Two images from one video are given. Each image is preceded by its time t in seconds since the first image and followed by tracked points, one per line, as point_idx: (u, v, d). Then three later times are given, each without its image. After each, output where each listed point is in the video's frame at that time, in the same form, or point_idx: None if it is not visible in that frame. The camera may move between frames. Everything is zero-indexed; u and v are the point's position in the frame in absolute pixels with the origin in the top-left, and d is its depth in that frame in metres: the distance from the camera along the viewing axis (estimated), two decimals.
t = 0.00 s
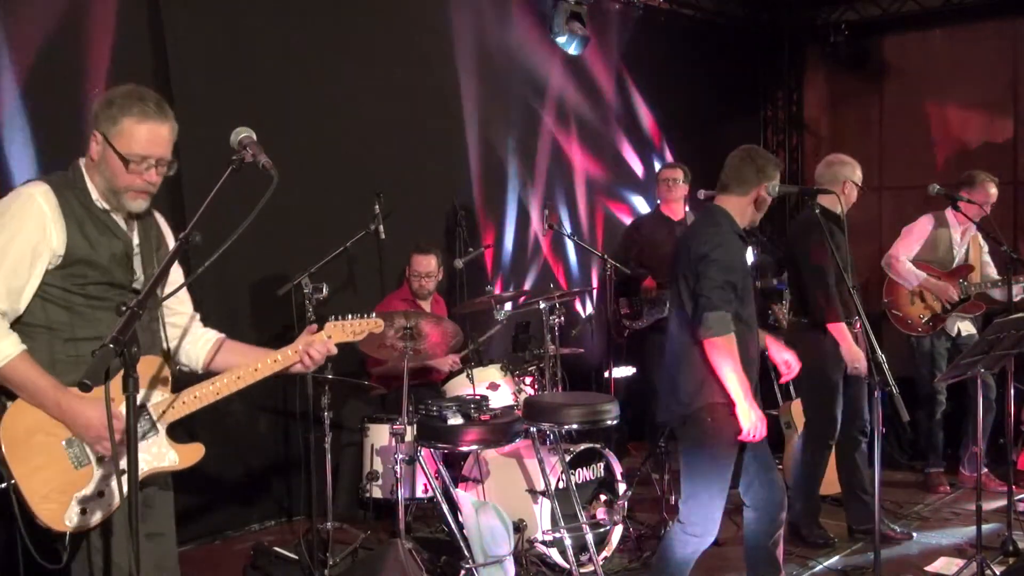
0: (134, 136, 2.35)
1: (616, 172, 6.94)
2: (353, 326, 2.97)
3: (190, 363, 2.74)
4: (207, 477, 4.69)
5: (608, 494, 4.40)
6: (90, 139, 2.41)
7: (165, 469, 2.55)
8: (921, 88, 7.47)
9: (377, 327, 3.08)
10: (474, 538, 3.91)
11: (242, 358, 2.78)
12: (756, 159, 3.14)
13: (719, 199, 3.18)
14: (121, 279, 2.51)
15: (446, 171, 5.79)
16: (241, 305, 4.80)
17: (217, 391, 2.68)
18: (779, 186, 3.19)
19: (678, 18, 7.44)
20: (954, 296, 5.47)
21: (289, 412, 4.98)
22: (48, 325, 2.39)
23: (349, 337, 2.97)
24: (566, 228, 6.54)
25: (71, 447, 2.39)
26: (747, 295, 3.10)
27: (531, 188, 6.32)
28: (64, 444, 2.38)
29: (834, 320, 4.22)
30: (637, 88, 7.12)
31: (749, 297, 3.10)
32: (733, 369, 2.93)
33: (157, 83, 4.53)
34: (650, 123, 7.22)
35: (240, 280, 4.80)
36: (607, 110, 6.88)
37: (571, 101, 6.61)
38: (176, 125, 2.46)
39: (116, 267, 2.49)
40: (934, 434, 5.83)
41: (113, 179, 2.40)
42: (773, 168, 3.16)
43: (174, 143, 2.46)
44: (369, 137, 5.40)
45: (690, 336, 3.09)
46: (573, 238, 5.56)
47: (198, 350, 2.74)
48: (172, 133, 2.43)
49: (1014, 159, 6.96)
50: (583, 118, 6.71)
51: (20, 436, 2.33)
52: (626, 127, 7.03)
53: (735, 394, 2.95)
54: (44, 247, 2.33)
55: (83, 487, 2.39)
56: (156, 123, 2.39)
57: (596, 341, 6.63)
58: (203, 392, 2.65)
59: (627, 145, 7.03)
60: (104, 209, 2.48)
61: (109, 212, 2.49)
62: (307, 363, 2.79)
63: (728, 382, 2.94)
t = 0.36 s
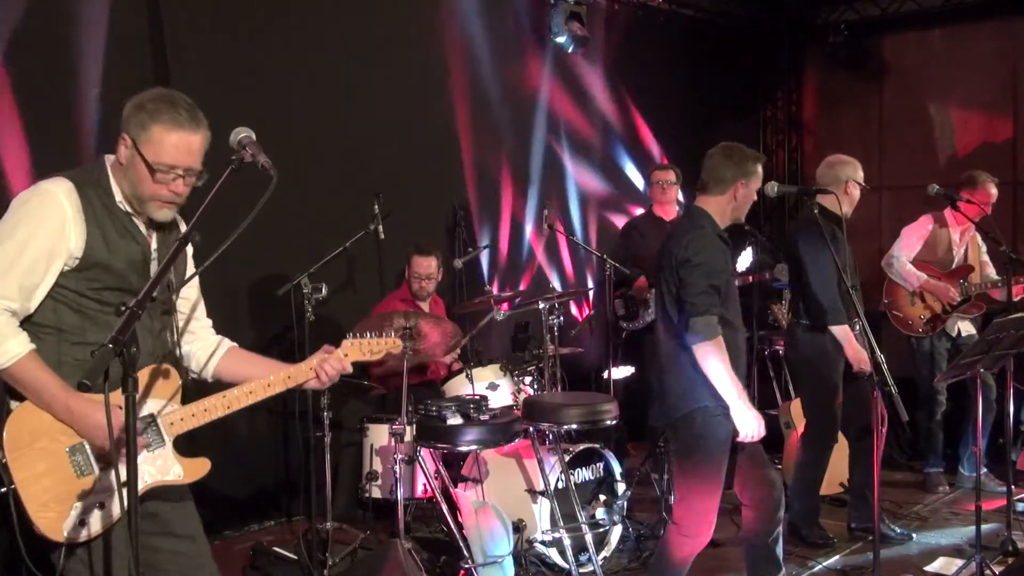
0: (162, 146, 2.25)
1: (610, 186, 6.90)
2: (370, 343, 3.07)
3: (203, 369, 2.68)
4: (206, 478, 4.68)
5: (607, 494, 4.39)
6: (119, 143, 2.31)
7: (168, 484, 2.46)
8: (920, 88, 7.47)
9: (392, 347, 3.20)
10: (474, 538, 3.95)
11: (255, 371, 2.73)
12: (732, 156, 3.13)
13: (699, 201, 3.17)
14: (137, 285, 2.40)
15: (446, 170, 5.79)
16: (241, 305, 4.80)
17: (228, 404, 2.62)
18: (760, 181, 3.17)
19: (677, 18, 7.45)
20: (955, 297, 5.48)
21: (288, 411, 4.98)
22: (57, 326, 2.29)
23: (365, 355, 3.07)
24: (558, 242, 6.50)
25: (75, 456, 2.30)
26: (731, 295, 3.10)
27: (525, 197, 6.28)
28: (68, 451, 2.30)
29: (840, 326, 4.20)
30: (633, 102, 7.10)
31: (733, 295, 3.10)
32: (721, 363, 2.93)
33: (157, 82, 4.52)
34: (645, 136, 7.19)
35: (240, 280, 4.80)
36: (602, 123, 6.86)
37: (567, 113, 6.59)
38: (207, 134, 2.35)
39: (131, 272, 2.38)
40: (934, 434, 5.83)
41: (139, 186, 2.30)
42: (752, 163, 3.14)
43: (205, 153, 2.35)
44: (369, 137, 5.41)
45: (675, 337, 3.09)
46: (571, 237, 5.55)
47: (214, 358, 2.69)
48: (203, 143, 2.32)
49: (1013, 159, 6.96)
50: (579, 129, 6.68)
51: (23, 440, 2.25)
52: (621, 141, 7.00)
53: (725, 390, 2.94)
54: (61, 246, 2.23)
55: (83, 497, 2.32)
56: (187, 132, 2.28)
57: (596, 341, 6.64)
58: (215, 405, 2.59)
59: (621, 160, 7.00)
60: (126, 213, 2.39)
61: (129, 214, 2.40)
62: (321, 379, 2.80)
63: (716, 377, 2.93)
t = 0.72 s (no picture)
0: (173, 132, 2.24)
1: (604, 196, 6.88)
2: (381, 345, 2.98)
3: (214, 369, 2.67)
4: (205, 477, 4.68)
5: (606, 494, 4.40)
6: (128, 131, 2.30)
7: (180, 488, 2.46)
8: (920, 88, 7.47)
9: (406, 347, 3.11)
10: (473, 538, 3.90)
11: (269, 372, 2.72)
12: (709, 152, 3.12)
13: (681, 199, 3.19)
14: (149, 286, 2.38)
15: (446, 170, 5.79)
16: (241, 306, 4.80)
17: (240, 408, 2.60)
18: (743, 174, 3.13)
19: (677, 18, 7.45)
20: (954, 296, 5.48)
21: (287, 411, 4.99)
22: (69, 329, 2.27)
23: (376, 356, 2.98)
24: (551, 250, 6.49)
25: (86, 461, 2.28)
26: (711, 290, 3.07)
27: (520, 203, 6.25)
28: (81, 456, 2.27)
29: (827, 325, 4.20)
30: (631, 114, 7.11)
31: (707, 293, 3.06)
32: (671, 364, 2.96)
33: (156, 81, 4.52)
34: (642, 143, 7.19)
35: (239, 280, 4.80)
36: (599, 132, 6.85)
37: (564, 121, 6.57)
38: (218, 121, 2.35)
39: (144, 274, 2.36)
40: (934, 434, 5.83)
41: (149, 172, 2.29)
42: (732, 158, 3.11)
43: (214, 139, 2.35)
44: (369, 137, 5.41)
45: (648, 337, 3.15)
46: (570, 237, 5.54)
47: (220, 356, 2.68)
48: (213, 129, 2.32)
49: (1012, 159, 6.96)
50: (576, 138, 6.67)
51: (34, 445, 2.23)
52: (618, 148, 6.99)
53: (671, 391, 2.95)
54: (75, 248, 2.21)
55: (93, 503, 2.30)
56: (198, 118, 2.28)
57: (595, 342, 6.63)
58: (225, 409, 2.57)
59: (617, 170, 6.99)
60: (139, 212, 2.37)
61: (143, 214, 2.38)
62: (333, 383, 2.77)
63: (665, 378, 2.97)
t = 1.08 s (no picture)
0: (173, 150, 2.25)
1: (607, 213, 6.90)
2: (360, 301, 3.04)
3: (208, 363, 2.67)
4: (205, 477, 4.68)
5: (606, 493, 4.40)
6: (131, 144, 2.32)
7: (198, 480, 2.48)
8: (919, 88, 7.47)
9: (383, 300, 3.17)
10: (473, 539, 3.91)
11: (262, 351, 2.74)
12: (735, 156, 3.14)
13: (703, 199, 3.19)
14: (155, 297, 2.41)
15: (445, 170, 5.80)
16: (241, 306, 4.81)
17: (239, 390, 2.65)
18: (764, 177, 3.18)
19: (677, 18, 7.47)
20: (953, 296, 5.50)
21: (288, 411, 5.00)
22: (73, 339, 2.27)
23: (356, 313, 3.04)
24: (551, 269, 6.48)
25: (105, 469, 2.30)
26: (727, 287, 3.07)
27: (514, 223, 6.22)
28: (97, 467, 2.29)
29: (835, 329, 4.21)
30: (635, 134, 7.14)
31: (724, 290, 3.06)
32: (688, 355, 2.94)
33: (156, 81, 4.52)
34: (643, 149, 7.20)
35: (239, 280, 4.80)
36: (603, 151, 6.87)
37: (565, 136, 6.59)
38: (220, 134, 2.35)
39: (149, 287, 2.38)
40: (934, 434, 5.83)
41: (150, 189, 2.31)
42: (755, 160, 3.15)
43: (217, 154, 2.35)
44: (369, 137, 5.41)
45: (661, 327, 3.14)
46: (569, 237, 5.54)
47: (216, 350, 2.68)
48: (216, 144, 2.32)
49: (1012, 159, 6.96)
50: (579, 156, 6.69)
51: (53, 465, 2.24)
52: (614, 153, 6.96)
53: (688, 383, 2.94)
54: (80, 269, 2.21)
55: (114, 514, 2.31)
56: (198, 133, 2.28)
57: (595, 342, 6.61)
58: (224, 395, 2.60)
59: (615, 179, 6.98)
60: (143, 228, 2.39)
61: (147, 230, 2.39)
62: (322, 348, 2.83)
63: (684, 366, 2.95)
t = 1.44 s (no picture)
0: (176, 126, 2.25)
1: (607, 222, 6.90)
2: (388, 335, 2.96)
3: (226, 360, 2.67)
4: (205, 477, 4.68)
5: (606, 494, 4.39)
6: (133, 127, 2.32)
7: (199, 486, 2.48)
8: (919, 88, 7.48)
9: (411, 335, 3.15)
10: (473, 539, 3.99)
11: (283, 364, 2.73)
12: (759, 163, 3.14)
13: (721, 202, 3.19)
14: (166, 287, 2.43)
15: (446, 170, 5.80)
16: (242, 305, 4.81)
17: (252, 404, 2.62)
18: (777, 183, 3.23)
19: (677, 18, 7.47)
20: (952, 296, 5.51)
21: (288, 411, 5.00)
22: (87, 331, 2.28)
23: (382, 347, 2.96)
24: (547, 278, 6.46)
25: (105, 465, 2.30)
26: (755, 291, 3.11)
27: (506, 230, 6.18)
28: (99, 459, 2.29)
29: (824, 329, 4.20)
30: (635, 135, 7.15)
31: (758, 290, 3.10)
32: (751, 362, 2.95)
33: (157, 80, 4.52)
34: (642, 151, 7.20)
35: (239, 279, 4.81)
36: (601, 162, 6.86)
37: (563, 140, 6.58)
38: (220, 110, 2.35)
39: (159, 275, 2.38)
40: (933, 434, 5.83)
41: (156, 169, 2.30)
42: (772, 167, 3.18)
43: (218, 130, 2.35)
44: (368, 136, 5.40)
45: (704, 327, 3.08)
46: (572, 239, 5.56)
47: (238, 350, 2.68)
48: (216, 120, 2.32)
49: (1011, 159, 6.96)
50: (578, 169, 6.69)
51: (56, 450, 2.23)
52: (609, 156, 6.94)
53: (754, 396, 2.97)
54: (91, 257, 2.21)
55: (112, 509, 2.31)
56: (200, 108, 2.28)
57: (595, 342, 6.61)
58: (238, 406, 2.59)
59: (611, 182, 6.95)
60: (153, 214, 2.39)
61: (155, 215, 2.40)
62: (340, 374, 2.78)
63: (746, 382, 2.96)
